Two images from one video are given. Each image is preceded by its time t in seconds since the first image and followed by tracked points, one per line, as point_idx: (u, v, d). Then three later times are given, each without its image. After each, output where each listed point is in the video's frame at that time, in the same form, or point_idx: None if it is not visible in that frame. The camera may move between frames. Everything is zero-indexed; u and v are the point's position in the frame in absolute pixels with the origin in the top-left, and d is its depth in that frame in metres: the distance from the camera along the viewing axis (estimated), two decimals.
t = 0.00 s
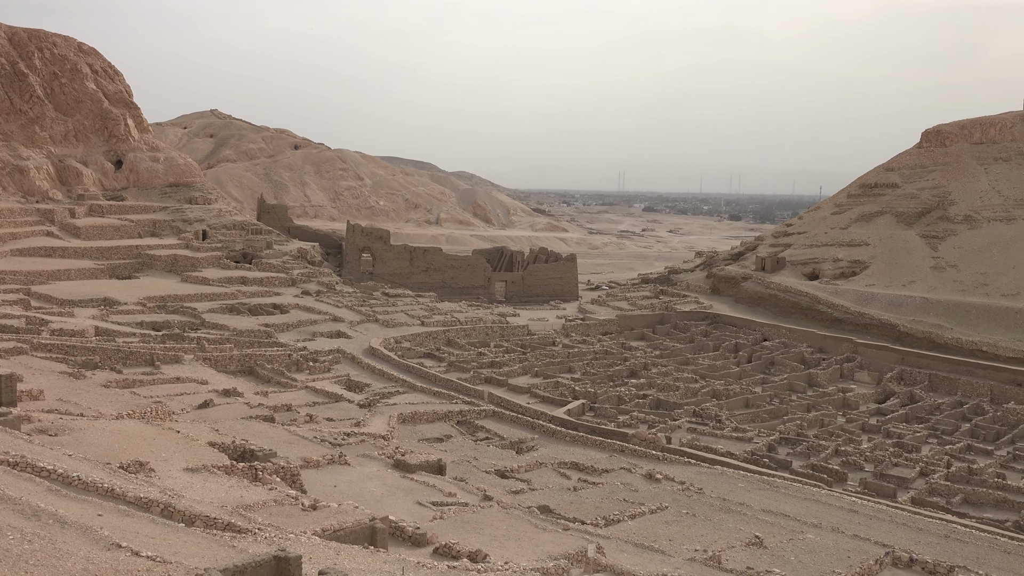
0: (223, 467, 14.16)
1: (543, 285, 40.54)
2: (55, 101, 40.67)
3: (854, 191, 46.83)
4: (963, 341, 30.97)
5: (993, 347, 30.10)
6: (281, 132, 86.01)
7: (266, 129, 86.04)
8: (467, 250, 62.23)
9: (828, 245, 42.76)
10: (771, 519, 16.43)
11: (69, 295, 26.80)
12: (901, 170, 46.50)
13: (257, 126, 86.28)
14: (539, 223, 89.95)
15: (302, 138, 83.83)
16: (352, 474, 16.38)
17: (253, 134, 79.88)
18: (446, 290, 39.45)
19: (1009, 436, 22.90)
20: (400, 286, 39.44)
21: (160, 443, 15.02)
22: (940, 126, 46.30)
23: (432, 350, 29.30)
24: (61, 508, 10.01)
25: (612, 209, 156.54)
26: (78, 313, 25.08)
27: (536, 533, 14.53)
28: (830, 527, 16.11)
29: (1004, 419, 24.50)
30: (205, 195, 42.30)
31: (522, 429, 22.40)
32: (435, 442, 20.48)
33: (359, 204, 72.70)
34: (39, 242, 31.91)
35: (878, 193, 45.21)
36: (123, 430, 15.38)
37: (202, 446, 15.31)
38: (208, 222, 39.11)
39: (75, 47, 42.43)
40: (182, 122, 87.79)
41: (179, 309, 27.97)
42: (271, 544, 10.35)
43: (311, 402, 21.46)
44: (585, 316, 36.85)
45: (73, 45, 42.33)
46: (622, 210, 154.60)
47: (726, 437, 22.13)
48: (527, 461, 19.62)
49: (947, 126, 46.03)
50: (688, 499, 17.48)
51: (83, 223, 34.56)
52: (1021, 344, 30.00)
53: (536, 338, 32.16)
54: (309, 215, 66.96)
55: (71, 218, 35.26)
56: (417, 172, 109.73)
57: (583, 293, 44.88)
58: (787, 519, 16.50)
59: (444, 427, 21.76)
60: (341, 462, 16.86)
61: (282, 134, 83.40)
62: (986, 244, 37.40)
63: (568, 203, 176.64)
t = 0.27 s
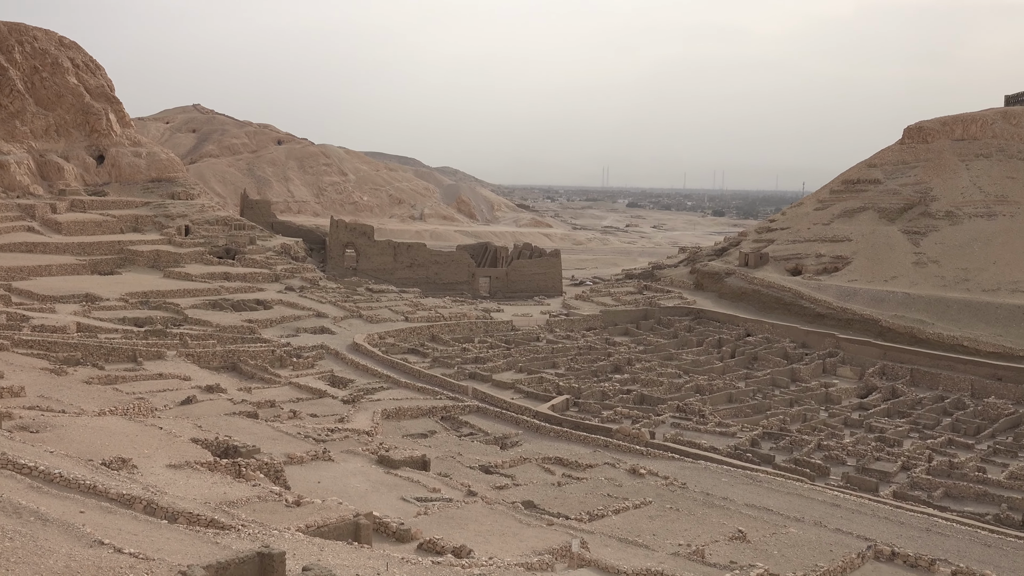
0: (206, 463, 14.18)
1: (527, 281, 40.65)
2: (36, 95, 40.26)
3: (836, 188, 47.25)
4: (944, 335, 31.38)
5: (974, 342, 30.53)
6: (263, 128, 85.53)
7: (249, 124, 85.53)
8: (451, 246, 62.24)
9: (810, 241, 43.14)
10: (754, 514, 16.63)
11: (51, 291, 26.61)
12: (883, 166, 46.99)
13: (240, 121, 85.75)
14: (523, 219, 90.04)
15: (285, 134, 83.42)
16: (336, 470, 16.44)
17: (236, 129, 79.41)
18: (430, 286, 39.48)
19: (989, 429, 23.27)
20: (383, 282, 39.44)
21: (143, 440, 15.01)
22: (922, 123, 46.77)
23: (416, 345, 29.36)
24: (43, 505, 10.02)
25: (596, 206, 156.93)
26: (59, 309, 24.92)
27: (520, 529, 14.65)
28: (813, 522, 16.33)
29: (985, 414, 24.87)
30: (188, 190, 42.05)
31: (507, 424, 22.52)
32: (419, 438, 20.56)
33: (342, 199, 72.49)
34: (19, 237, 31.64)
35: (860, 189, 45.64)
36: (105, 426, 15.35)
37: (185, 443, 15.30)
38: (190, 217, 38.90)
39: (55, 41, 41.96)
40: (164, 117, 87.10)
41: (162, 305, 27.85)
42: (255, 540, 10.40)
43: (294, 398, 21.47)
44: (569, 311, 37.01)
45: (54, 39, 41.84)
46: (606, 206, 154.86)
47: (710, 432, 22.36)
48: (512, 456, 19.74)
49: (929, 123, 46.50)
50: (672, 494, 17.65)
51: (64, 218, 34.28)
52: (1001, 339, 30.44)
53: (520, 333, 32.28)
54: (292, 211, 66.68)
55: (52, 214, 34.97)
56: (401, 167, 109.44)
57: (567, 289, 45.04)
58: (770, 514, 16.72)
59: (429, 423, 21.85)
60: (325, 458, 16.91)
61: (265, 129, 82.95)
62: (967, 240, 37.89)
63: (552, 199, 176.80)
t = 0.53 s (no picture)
0: (189, 460, 14.26)
1: (511, 277, 40.81)
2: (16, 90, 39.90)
3: (818, 184, 47.71)
4: (926, 331, 31.82)
5: (955, 337, 30.99)
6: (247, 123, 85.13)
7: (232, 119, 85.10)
8: (435, 241, 62.29)
9: (792, 237, 43.57)
10: (736, 508, 16.91)
11: (32, 287, 26.50)
12: (865, 162, 47.47)
13: (223, 116, 85.28)
14: (507, 214, 90.17)
15: (269, 129, 83.06)
16: (321, 466, 16.56)
17: (218, 124, 78.98)
18: (414, 281, 39.56)
19: (970, 423, 23.68)
20: (368, 278, 39.48)
21: (126, 436, 15.06)
22: (904, 119, 47.24)
23: (400, 341, 29.46)
24: (26, 502, 10.09)
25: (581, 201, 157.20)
26: (41, 305, 24.83)
27: (504, 524, 14.83)
28: (794, 516, 16.61)
29: (966, 408, 25.29)
30: (171, 186, 41.86)
31: (491, 420, 22.71)
32: (404, 434, 20.70)
33: (326, 195, 72.32)
34: None
35: (842, 185, 46.12)
36: (88, 423, 15.38)
37: (168, 439, 15.36)
38: (173, 213, 38.75)
39: (36, 35, 41.53)
40: (145, 112, 86.50)
41: (144, 301, 27.78)
42: (238, 537, 10.51)
43: (278, 394, 21.55)
44: (553, 307, 37.22)
45: (34, 33, 41.40)
46: (591, 202, 155.15)
47: (693, 426, 22.64)
48: (496, 452, 19.93)
49: (911, 119, 46.97)
50: (655, 489, 17.90)
51: (45, 214, 34.07)
52: (981, 334, 30.93)
53: (504, 329, 32.45)
54: (276, 207, 66.47)
55: (33, 209, 34.73)
56: (385, 163, 109.29)
57: (551, 284, 45.25)
58: (752, 508, 17.00)
59: (413, 419, 21.99)
60: (309, 454, 17.02)
61: (248, 124, 82.55)
62: (948, 236, 38.40)
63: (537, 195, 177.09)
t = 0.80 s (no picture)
0: (173, 456, 14.25)
1: (496, 272, 40.86)
2: None
3: (802, 179, 48.07)
4: (908, 326, 32.19)
5: (937, 332, 31.37)
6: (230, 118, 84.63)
7: (215, 115, 84.58)
8: (420, 237, 62.22)
9: (776, 232, 43.90)
10: (720, 503, 17.09)
11: (13, 283, 26.30)
12: (848, 157, 47.85)
13: (205, 111, 84.74)
14: (492, 210, 90.14)
15: (252, 124, 82.61)
16: (305, 463, 16.58)
17: (201, 119, 78.46)
18: (398, 277, 39.53)
19: (952, 418, 24.01)
20: (352, 274, 39.42)
21: (108, 433, 15.02)
22: (887, 114, 47.64)
23: (385, 337, 29.47)
24: (7, 500, 10.08)
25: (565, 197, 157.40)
26: (22, 302, 24.65)
27: (488, 520, 14.93)
28: (778, 510, 16.81)
29: (948, 402, 25.63)
30: (153, 181, 41.58)
31: (475, 415, 22.79)
32: (388, 430, 20.75)
33: (310, 190, 72.04)
34: None
35: (826, 180, 46.49)
36: (70, 420, 15.33)
37: (151, 436, 15.33)
38: (156, 208, 38.50)
39: (16, 29, 41.04)
40: (127, 108, 85.79)
41: (126, 297, 27.64)
42: (222, 533, 10.53)
43: (262, 390, 21.53)
44: (538, 302, 37.32)
45: (14, 27, 40.86)
46: (575, 198, 155.36)
47: (678, 421, 22.83)
48: (481, 447, 20.02)
49: (894, 114, 47.36)
50: (640, 484, 18.05)
51: (25, 209, 33.78)
52: (963, 329, 31.33)
53: (489, 324, 32.52)
54: (259, 202, 66.16)
55: (13, 204, 34.42)
56: (369, 158, 109.00)
57: (536, 280, 45.34)
58: (736, 502, 17.20)
59: (397, 415, 22.03)
60: (293, 450, 17.03)
61: (231, 120, 82.07)
62: (929, 231, 38.83)
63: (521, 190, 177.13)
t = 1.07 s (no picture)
0: (156, 453, 14.22)
1: (480, 268, 40.90)
2: None
3: (786, 175, 48.41)
4: (891, 320, 32.54)
5: (919, 326, 31.74)
6: (213, 113, 84.08)
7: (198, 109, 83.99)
8: (404, 233, 62.14)
9: (759, 228, 44.19)
10: (705, 497, 17.26)
11: None
12: (831, 153, 48.22)
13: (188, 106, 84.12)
14: (476, 205, 90.11)
15: (235, 119, 82.10)
16: (290, 459, 16.59)
17: (184, 114, 77.89)
18: (382, 273, 39.50)
19: (934, 412, 24.33)
20: (336, 269, 39.35)
21: (91, 430, 14.97)
22: (870, 110, 48.05)
23: (369, 333, 29.47)
24: None
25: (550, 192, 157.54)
26: (2, 298, 24.44)
27: (474, 515, 15.00)
28: (763, 504, 17.00)
29: (930, 396, 25.96)
30: (136, 176, 41.26)
31: (460, 411, 22.86)
32: (373, 425, 20.78)
33: (293, 185, 71.74)
34: None
35: (809, 176, 46.85)
36: (52, 417, 15.26)
37: (133, 432, 15.28)
38: (138, 203, 38.23)
39: None
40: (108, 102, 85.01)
41: (109, 293, 27.46)
42: (206, 530, 10.54)
43: (246, 386, 21.49)
44: (522, 297, 37.40)
45: None
46: (559, 193, 155.50)
47: (662, 416, 23.01)
48: (466, 443, 20.09)
49: (877, 110, 47.78)
50: (625, 478, 18.19)
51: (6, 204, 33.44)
52: (945, 323, 31.72)
53: (473, 320, 32.59)
54: (242, 197, 65.80)
55: None
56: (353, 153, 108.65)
57: (520, 275, 45.42)
58: (721, 496, 17.38)
59: (382, 411, 22.06)
60: (277, 446, 17.04)
61: (214, 114, 81.52)
62: (912, 227, 39.24)
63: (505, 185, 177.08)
